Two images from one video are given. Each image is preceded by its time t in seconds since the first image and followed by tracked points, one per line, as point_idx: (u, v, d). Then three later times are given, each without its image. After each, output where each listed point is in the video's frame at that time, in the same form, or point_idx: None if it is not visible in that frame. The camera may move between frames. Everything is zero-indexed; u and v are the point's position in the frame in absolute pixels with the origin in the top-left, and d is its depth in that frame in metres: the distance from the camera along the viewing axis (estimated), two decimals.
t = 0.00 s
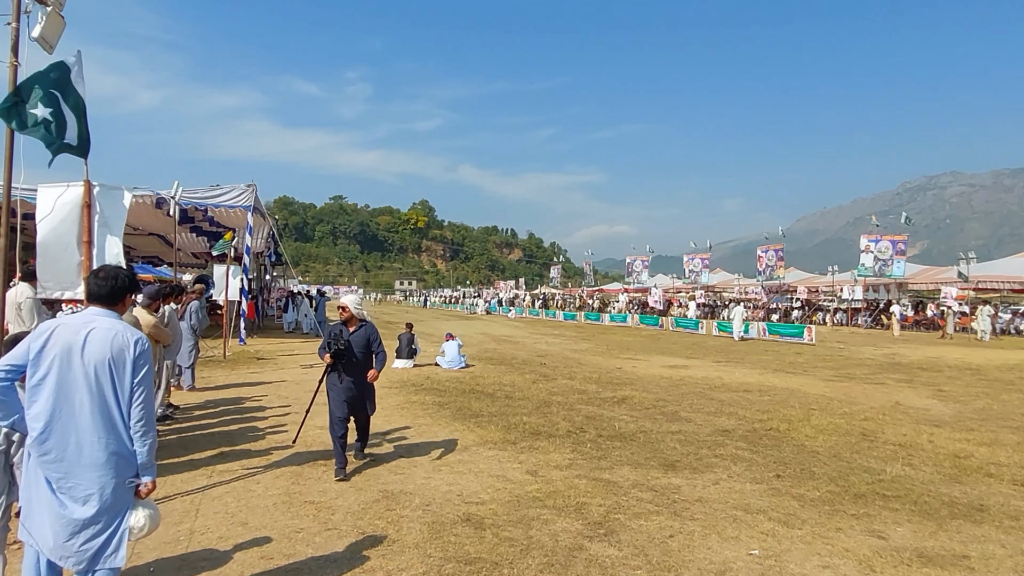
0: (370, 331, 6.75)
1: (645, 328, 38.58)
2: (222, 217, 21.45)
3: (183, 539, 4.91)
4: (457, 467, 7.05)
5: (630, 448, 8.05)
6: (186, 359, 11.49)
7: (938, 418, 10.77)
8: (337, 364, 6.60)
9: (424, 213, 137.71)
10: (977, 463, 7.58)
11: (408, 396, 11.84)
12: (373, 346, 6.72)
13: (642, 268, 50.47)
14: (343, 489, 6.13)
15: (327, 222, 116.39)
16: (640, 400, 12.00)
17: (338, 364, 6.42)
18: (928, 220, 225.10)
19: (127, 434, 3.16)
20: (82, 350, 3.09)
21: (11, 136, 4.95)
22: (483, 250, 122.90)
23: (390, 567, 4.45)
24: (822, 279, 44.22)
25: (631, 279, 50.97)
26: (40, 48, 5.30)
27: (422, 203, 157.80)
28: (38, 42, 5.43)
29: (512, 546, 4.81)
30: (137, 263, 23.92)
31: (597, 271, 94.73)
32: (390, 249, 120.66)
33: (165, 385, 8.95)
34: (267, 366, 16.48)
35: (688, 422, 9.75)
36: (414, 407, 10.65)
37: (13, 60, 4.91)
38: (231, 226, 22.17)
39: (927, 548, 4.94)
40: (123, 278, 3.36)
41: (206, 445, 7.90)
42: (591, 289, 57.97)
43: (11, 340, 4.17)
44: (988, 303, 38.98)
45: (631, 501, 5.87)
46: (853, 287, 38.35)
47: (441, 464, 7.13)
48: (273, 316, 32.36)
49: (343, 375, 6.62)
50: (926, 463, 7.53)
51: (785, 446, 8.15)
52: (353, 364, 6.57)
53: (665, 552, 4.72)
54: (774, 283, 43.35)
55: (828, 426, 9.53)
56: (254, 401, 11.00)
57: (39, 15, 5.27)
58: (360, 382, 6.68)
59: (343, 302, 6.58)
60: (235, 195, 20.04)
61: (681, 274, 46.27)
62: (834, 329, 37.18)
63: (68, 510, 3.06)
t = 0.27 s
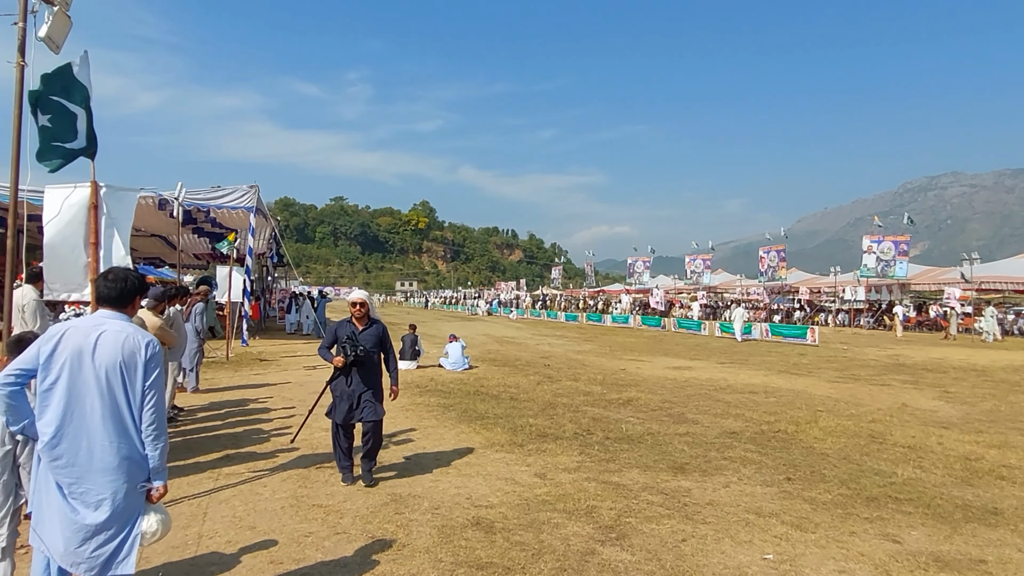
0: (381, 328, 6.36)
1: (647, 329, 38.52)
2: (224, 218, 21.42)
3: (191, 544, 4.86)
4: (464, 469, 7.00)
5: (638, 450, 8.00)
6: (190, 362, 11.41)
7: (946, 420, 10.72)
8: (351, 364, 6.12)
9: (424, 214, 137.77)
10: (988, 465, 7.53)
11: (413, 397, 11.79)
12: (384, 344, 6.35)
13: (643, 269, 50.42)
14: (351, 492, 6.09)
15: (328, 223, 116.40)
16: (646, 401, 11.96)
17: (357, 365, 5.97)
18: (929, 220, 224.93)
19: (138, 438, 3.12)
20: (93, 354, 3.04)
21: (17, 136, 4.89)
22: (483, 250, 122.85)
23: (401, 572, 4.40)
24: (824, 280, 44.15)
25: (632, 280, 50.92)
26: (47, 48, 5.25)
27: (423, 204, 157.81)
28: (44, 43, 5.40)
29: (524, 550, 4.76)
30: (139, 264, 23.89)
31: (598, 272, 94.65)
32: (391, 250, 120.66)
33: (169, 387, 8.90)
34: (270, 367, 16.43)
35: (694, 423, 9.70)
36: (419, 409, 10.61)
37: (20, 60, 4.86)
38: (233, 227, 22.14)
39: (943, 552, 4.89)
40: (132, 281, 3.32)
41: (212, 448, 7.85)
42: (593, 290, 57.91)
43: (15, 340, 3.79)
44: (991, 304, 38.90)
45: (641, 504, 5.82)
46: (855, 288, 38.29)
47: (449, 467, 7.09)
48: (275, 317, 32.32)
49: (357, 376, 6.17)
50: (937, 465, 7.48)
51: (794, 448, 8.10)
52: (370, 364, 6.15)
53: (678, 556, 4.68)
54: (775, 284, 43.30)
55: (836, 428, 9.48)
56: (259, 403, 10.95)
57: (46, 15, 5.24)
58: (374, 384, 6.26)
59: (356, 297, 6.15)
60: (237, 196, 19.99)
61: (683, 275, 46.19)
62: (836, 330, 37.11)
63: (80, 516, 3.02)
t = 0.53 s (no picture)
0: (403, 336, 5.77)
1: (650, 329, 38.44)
2: (227, 218, 21.39)
3: (202, 545, 4.81)
4: (474, 469, 6.95)
5: (648, 450, 7.94)
6: (196, 362, 11.39)
7: (955, 420, 10.66)
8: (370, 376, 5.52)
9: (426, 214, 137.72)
10: (1001, 466, 7.47)
11: (419, 397, 11.75)
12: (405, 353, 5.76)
13: (645, 268, 50.28)
14: (361, 493, 6.04)
15: (330, 223, 116.40)
16: (653, 401, 11.90)
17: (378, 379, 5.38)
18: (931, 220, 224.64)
19: (153, 439, 3.08)
20: (108, 353, 3.00)
21: (27, 134, 4.86)
22: (484, 250, 122.78)
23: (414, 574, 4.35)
24: (827, 279, 44.09)
25: (634, 279, 50.82)
26: (56, 45, 5.22)
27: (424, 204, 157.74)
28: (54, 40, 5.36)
29: (538, 552, 4.72)
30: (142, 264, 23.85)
31: (600, 271, 94.56)
32: (392, 250, 120.63)
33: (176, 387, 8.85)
34: (274, 367, 16.38)
35: (703, 424, 9.64)
36: (426, 409, 10.56)
37: (30, 56, 4.83)
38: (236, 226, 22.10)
39: (961, 554, 4.85)
40: (146, 278, 3.26)
41: (219, 448, 7.81)
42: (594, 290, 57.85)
43: (25, 338, 3.70)
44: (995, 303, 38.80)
45: (654, 506, 5.77)
46: (858, 287, 38.22)
47: (458, 467, 7.04)
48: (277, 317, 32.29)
49: (375, 389, 5.55)
50: (949, 466, 7.43)
51: (804, 448, 8.05)
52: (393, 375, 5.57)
53: (694, 558, 4.63)
54: (778, 284, 43.21)
55: (845, 428, 9.43)
56: (265, 403, 10.90)
57: (55, 12, 5.20)
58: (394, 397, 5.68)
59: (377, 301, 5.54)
60: (240, 196, 19.96)
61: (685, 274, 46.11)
62: (839, 330, 37.04)
63: (94, 518, 2.97)
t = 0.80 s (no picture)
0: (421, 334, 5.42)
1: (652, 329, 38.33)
2: (230, 217, 21.31)
3: (211, 547, 4.73)
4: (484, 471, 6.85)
5: (659, 451, 7.84)
6: (200, 363, 11.32)
7: (966, 420, 10.56)
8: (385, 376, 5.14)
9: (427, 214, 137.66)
10: (1017, 467, 7.37)
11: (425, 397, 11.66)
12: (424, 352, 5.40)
13: (647, 268, 50.12)
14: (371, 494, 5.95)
15: (331, 223, 116.36)
16: (660, 401, 11.81)
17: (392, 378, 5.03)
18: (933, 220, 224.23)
19: (165, 440, 2.99)
20: (119, 351, 2.91)
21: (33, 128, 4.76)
22: (486, 250, 122.69)
23: None
24: (830, 279, 43.94)
25: (637, 279, 50.68)
26: (62, 39, 5.13)
27: (426, 203, 157.45)
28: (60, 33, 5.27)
29: (554, 555, 4.63)
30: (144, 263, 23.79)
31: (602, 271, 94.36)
32: (394, 250, 120.57)
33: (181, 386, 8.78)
34: (278, 366, 16.28)
35: (712, 424, 9.55)
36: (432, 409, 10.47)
37: (36, 49, 4.73)
38: (239, 226, 22.03)
39: (985, 558, 4.75)
40: (157, 274, 3.17)
41: (226, 448, 7.72)
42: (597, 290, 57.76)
43: (32, 337, 3.62)
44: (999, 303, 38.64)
45: (669, 508, 5.67)
46: (861, 287, 38.08)
47: (468, 468, 6.94)
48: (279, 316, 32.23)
49: (390, 391, 5.16)
50: (964, 467, 7.33)
51: (817, 449, 7.96)
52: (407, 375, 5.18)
53: (713, 562, 4.53)
54: (781, 283, 43.09)
55: (857, 429, 9.33)
56: (270, 403, 10.82)
57: (61, 4, 5.11)
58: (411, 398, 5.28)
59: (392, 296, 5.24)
60: (243, 195, 19.88)
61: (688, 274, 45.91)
62: (843, 329, 36.91)
63: (105, 522, 2.88)
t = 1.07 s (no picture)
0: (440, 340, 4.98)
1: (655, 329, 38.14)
2: (232, 217, 21.20)
3: (213, 552, 4.60)
4: (492, 473, 6.72)
5: (668, 452, 7.71)
6: (202, 363, 11.21)
7: (977, 421, 10.41)
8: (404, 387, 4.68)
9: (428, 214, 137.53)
10: None
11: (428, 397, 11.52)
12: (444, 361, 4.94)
13: (649, 268, 49.91)
14: (376, 497, 5.82)
15: (332, 223, 116.24)
16: (667, 402, 11.67)
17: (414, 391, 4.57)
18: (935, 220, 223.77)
19: (166, 442, 2.86)
20: (118, 350, 2.78)
21: (31, 121, 4.63)
22: (487, 250, 122.50)
23: None
24: (833, 279, 43.73)
25: (639, 279, 50.49)
26: (61, 31, 5.01)
27: (427, 203, 157.27)
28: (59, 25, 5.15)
29: (566, 560, 4.49)
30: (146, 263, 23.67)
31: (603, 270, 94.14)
32: (395, 250, 120.43)
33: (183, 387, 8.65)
34: (280, 367, 16.15)
35: (721, 425, 9.41)
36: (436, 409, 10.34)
37: (34, 41, 4.61)
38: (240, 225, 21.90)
39: (1010, 564, 4.61)
40: (157, 269, 3.05)
41: (228, 449, 7.60)
42: (598, 290, 57.59)
43: (27, 334, 3.49)
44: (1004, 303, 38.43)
45: (682, 511, 5.54)
46: (865, 287, 37.88)
47: (475, 470, 6.81)
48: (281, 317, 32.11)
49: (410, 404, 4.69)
50: (980, 469, 7.19)
51: (829, 451, 7.82)
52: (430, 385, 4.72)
53: (731, 568, 4.40)
54: (784, 284, 42.89)
55: (868, 430, 9.19)
56: (273, 403, 10.69)
57: None
58: (432, 412, 4.81)
59: (408, 299, 4.81)
60: (245, 194, 19.76)
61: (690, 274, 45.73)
62: (847, 329, 36.72)
63: (103, 527, 2.76)
